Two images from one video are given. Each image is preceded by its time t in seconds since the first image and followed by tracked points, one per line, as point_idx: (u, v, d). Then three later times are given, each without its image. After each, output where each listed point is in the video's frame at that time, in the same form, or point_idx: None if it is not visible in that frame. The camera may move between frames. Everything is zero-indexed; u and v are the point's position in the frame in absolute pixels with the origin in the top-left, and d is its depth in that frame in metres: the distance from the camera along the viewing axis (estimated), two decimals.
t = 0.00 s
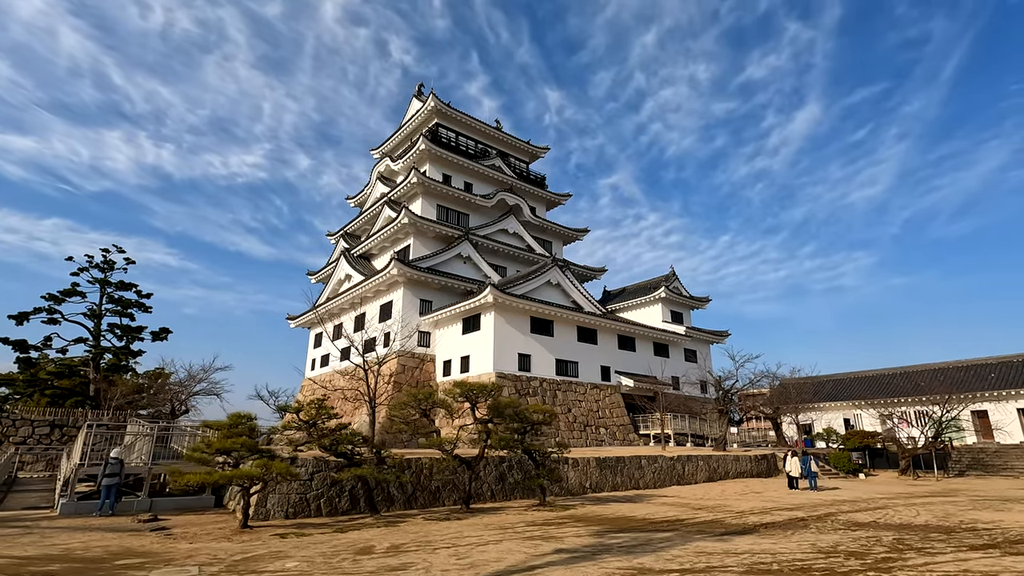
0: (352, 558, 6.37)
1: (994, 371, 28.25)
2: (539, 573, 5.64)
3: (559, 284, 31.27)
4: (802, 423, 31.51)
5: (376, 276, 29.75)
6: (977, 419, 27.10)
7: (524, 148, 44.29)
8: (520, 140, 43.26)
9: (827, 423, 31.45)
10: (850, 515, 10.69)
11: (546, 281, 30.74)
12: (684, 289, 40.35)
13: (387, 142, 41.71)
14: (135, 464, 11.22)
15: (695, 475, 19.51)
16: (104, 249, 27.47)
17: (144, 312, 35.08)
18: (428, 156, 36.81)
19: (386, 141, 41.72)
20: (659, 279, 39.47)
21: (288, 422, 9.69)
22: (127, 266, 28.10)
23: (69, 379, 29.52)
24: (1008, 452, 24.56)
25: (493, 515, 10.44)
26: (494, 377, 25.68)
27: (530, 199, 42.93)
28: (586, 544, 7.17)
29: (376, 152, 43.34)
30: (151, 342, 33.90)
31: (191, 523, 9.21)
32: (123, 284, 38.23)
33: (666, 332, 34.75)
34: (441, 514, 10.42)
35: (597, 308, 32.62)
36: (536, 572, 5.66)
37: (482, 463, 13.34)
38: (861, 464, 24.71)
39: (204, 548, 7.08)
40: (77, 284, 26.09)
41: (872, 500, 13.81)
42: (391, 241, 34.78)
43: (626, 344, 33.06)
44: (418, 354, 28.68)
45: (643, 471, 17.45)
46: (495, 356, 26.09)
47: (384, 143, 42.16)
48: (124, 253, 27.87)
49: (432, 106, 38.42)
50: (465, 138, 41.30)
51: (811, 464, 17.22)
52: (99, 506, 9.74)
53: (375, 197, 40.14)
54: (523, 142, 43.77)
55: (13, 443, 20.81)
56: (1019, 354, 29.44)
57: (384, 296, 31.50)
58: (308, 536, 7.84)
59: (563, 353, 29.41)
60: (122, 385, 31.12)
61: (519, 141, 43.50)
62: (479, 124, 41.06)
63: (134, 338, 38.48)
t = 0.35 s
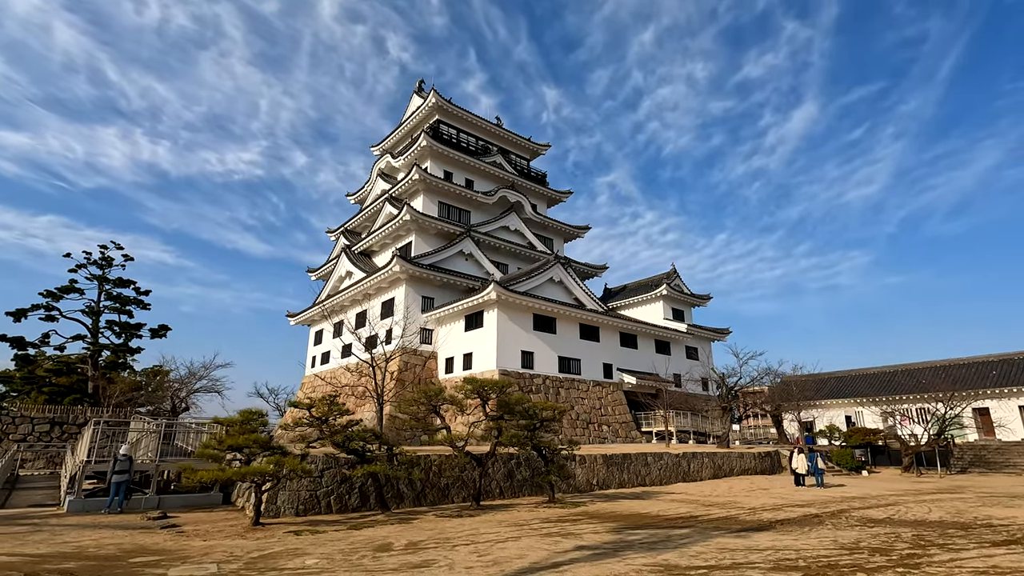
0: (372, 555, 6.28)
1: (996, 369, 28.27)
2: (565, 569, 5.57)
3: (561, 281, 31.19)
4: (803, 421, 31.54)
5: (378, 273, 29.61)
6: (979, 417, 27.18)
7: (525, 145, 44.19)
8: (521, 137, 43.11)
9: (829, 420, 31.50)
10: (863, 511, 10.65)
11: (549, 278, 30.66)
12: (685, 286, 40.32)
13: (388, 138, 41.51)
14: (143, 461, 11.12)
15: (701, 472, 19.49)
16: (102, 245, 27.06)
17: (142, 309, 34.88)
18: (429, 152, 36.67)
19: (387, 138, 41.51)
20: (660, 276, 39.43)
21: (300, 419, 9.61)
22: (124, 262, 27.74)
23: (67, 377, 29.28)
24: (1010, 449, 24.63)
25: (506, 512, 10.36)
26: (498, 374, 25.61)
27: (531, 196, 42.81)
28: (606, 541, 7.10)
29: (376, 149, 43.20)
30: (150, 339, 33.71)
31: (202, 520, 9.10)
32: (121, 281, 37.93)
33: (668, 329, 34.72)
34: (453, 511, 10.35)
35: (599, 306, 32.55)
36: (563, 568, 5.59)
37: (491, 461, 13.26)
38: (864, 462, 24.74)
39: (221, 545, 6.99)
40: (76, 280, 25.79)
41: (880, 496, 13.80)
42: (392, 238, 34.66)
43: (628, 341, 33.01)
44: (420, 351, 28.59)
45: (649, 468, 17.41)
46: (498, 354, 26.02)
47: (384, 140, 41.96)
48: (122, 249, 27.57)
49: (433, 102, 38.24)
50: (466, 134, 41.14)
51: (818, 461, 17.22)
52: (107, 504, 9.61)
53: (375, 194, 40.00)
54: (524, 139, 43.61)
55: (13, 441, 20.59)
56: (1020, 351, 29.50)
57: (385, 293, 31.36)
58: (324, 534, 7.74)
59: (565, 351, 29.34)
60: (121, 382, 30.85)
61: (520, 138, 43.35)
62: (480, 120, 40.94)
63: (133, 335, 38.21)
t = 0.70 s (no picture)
0: (394, 552, 6.20)
1: (999, 365, 28.30)
2: (593, 566, 5.49)
3: (565, 277, 31.11)
4: (806, 416, 31.57)
5: (381, 268, 29.45)
6: (981, 413, 27.23)
7: (527, 141, 44.01)
8: (523, 132, 42.92)
9: (831, 416, 31.53)
10: (877, 507, 10.61)
11: (552, 274, 30.58)
12: (687, 282, 40.27)
13: (389, 133, 41.30)
14: (153, 457, 11.03)
15: (707, 468, 19.47)
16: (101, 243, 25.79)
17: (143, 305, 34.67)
18: (431, 148, 36.49)
19: (388, 133, 41.30)
20: (662, 272, 39.37)
21: (314, 415, 9.52)
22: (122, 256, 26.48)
23: (67, 373, 29.05)
24: (1013, 444, 24.66)
25: (519, 508, 10.29)
26: (502, 370, 25.54)
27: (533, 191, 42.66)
28: (627, 537, 7.04)
29: (378, 144, 43.00)
30: (150, 335, 33.51)
31: (213, 516, 9.01)
32: (121, 277, 37.76)
33: (670, 325, 34.68)
34: (467, 508, 10.27)
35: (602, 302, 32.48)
36: (590, 565, 5.52)
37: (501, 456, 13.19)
38: (868, 457, 24.74)
39: (239, 542, 6.91)
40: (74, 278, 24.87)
41: (891, 492, 13.77)
42: (394, 233, 34.50)
43: (630, 337, 32.97)
44: (423, 347, 28.49)
45: (656, 463, 17.38)
46: (502, 349, 25.95)
47: (385, 135, 41.75)
48: (121, 245, 26.36)
49: (435, 97, 38.05)
50: (468, 129, 40.93)
51: (826, 456, 17.20)
52: (118, 500, 9.53)
53: (377, 190, 39.82)
54: (526, 135, 43.43)
55: (15, 438, 20.48)
56: None
57: (388, 288, 31.21)
58: (341, 530, 7.66)
59: (569, 347, 29.28)
60: (122, 378, 30.67)
61: (521, 134, 43.17)
62: (482, 115, 40.76)
63: (133, 331, 38.03)
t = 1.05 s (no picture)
0: (416, 552, 6.15)
1: (1002, 363, 28.32)
2: (622, 566, 5.42)
3: (568, 275, 31.04)
4: (809, 415, 31.54)
5: (384, 266, 29.33)
6: (985, 411, 27.19)
7: (529, 139, 43.90)
8: (525, 130, 42.82)
9: (835, 415, 31.50)
10: (891, 506, 10.57)
11: (556, 272, 30.51)
12: (690, 281, 40.22)
13: (391, 131, 41.17)
14: (162, 456, 10.95)
15: (713, 466, 19.42)
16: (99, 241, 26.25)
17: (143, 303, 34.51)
18: (434, 146, 36.38)
19: (390, 131, 41.17)
20: (665, 271, 39.34)
21: (327, 413, 9.44)
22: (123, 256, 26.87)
23: (67, 371, 28.85)
24: (1017, 443, 24.65)
25: (532, 507, 10.21)
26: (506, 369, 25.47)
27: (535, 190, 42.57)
28: (649, 537, 6.99)
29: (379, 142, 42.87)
30: (151, 334, 33.36)
31: (226, 516, 8.92)
32: (121, 275, 37.64)
33: (673, 324, 34.63)
34: (479, 508, 10.19)
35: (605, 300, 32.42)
36: (619, 565, 5.45)
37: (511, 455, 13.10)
38: (873, 456, 24.70)
39: (256, 542, 6.84)
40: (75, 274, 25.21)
41: (900, 490, 13.76)
42: (397, 231, 34.38)
43: (634, 336, 32.92)
44: (427, 346, 28.39)
45: (663, 462, 17.34)
46: (506, 348, 25.87)
47: (387, 133, 41.61)
48: (121, 243, 26.78)
49: (437, 95, 37.93)
50: (470, 127, 40.82)
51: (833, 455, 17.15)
52: (128, 499, 9.43)
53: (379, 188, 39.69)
54: (528, 133, 43.34)
55: (17, 437, 20.35)
56: None
57: (391, 287, 31.08)
58: (357, 530, 7.58)
59: (572, 345, 29.21)
60: (123, 377, 30.49)
61: (524, 132, 43.07)
62: (484, 114, 40.65)
63: (133, 330, 37.88)
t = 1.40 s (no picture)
0: (438, 549, 6.06)
1: (1005, 361, 28.35)
2: (653, 563, 5.32)
3: (572, 272, 30.92)
4: (812, 412, 31.54)
5: (387, 263, 29.17)
6: (987, 409, 27.09)
7: (530, 136, 43.72)
8: (526, 126, 42.64)
9: (837, 412, 31.48)
10: (906, 502, 10.52)
11: (559, 269, 30.40)
12: (692, 278, 40.15)
13: (392, 127, 40.96)
14: (170, 452, 10.82)
15: (720, 463, 19.38)
16: (98, 236, 26.00)
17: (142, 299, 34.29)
18: (436, 142, 36.19)
19: (392, 126, 40.96)
20: (667, 268, 39.26)
21: (340, 409, 9.33)
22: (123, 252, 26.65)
23: (66, 368, 28.61)
24: (1020, 440, 24.64)
25: (546, 503, 10.12)
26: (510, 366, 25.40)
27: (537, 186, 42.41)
28: (671, 533, 6.91)
29: (380, 138, 42.65)
30: (151, 331, 33.16)
31: (237, 513, 8.83)
32: (120, 271, 37.41)
33: (676, 321, 34.56)
34: (492, 504, 10.10)
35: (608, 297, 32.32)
36: (649, 562, 5.34)
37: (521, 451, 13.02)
38: (877, 452, 24.65)
39: (273, 538, 6.75)
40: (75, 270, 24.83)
41: (910, 487, 13.72)
42: (399, 228, 34.21)
43: (636, 333, 32.84)
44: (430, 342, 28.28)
45: (670, 459, 17.27)
46: (510, 345, 25.79)
47: (388, 129, 41.40)
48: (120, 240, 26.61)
49: (438, 91, 37.73)
50: (472, 123, 40.62)
51: (841, 452, 17.11)
52: (137, 496, 9.30)
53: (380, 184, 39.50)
54: (530, 129, 43.16)
55: (18, 433, 20.16)
56: None
57: (393, 283, 30.93)
58: (373, 526, 7.47)
59: (575, 342, 29.11)
60: (123, 374, 30.26)
61: (525, 128, 42.89)
62: (486, 109, 40.44)
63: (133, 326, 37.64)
